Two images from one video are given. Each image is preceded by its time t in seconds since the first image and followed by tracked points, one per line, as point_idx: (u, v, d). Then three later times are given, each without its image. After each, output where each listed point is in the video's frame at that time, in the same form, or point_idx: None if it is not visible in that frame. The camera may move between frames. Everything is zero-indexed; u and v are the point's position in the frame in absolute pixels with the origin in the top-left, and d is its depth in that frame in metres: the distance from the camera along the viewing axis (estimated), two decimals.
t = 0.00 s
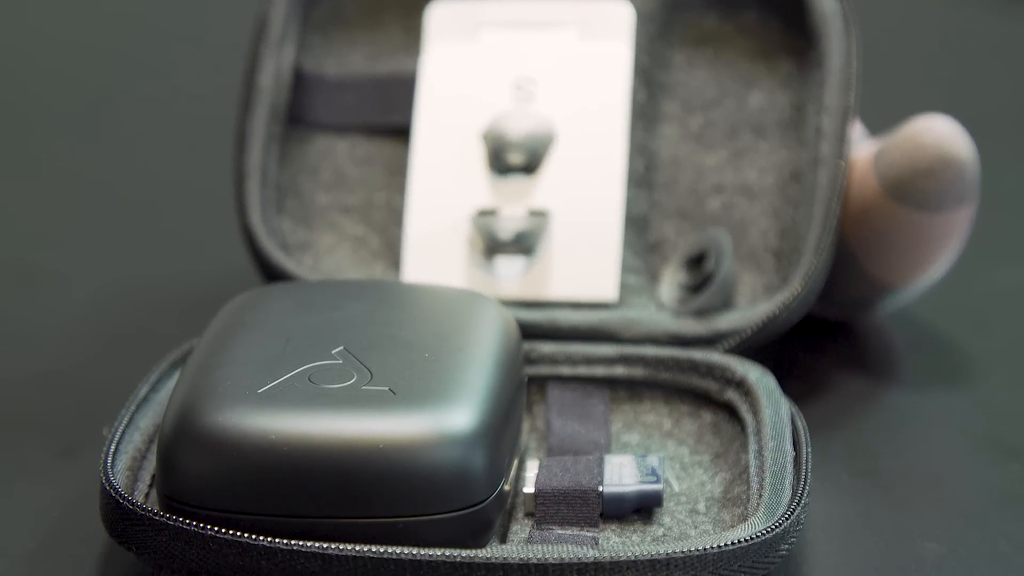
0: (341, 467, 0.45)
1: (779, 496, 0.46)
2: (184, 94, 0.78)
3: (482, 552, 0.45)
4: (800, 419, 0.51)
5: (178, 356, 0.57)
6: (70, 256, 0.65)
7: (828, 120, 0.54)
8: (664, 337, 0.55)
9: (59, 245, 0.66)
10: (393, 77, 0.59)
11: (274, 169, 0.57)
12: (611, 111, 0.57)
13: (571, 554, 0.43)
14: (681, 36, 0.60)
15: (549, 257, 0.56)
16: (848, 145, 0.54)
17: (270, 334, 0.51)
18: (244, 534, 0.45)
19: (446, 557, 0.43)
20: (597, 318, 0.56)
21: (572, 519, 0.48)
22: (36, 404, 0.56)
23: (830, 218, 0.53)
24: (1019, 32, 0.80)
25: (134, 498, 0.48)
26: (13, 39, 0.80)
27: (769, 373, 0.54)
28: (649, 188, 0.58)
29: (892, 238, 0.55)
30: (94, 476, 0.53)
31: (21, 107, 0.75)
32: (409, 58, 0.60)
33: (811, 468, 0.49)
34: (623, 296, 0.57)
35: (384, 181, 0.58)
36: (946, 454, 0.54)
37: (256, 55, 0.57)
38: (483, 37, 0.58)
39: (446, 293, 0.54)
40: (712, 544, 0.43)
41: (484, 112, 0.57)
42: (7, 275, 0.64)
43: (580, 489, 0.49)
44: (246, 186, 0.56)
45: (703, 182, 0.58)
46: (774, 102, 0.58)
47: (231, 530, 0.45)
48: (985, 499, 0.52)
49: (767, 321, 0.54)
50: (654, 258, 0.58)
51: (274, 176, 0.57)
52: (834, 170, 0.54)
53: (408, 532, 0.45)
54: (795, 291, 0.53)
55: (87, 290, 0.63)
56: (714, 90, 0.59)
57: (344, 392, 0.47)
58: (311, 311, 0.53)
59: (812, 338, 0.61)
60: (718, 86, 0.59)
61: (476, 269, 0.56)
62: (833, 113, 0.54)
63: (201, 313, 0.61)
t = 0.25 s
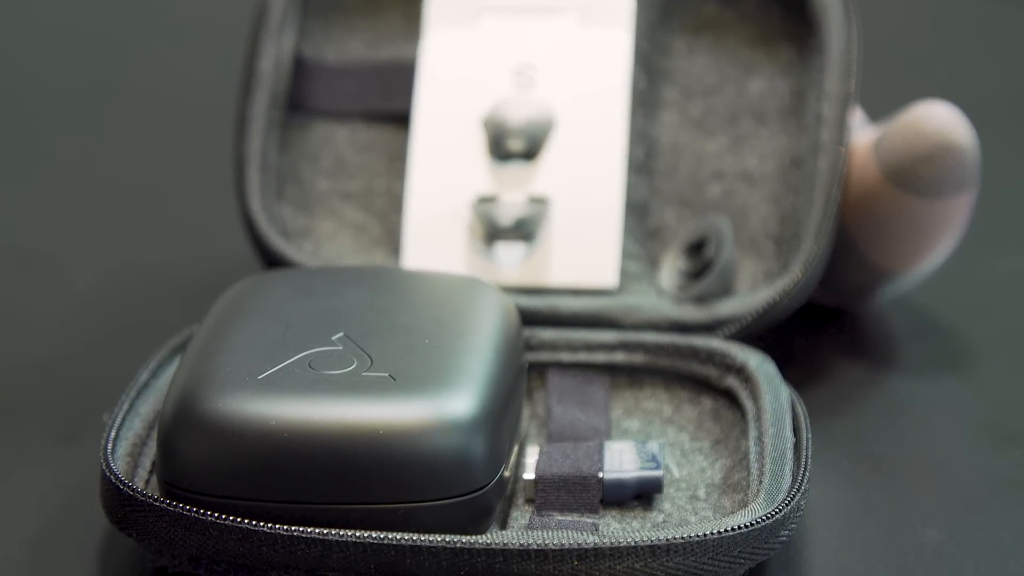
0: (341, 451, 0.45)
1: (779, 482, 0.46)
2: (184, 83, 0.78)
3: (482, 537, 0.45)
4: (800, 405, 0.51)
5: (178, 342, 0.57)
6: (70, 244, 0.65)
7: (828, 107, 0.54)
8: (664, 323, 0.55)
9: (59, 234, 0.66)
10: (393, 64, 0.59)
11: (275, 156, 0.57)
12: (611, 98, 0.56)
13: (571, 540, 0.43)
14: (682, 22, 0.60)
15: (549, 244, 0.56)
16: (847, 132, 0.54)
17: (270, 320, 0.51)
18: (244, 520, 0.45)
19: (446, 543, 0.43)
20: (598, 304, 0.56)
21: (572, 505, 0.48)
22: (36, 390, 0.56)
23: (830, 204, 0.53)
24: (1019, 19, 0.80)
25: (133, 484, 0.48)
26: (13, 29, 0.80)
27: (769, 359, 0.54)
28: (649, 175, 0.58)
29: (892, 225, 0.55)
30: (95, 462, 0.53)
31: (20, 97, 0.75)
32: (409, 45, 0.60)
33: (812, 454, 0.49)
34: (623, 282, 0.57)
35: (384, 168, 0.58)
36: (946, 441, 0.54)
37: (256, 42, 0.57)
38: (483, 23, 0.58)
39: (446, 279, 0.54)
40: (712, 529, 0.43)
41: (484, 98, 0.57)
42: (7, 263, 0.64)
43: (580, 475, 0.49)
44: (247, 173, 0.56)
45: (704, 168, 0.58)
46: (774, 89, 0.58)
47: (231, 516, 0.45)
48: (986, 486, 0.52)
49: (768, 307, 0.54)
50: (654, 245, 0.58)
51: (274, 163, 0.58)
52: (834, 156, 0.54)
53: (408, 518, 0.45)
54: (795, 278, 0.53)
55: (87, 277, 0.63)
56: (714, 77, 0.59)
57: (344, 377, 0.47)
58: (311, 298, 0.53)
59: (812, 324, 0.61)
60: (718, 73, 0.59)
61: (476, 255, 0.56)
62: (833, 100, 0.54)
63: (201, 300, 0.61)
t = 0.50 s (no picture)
0: (342, 436, 0.45)
1: (779, 469, 0.45)
2: (184, 74, 0.78)
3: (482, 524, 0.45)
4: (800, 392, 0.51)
5: (177, 330, 0.57)
6: (70, 234, 0.66)
7: (829, 94, 0.54)
8: (665, 311, 0.55)
9: (59, 223, 0.66)
10: (393, 51, 0.59)
11: (275, 144, 0.57)
12: (612, 85, 0.56)
13: (571, 527, 0.43)
14: (682, 10, 0.60)
15: (549, 231, 0.56)
16: (847, 119, 0.54)
17: (269, 307, 0.51)
18: (243, 508, 0.45)
19: (446, 530, 0.43)
20: (598, 291, 0.56)
21: (572, 492, 0.49)
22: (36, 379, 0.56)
23: (830, 192, 0.53)
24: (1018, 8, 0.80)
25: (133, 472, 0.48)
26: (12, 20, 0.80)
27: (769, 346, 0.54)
28: (650, 164, 0.58)
29: (892, 212, 0.55)
30: (95, 450, 0.53)
31: (20, 88, 0.75)
32: (409, 32, 0.59)
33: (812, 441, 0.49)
34: (623, 269, 0.57)
35: (385, 155, 0.58)
36: (946, 429, 0.54)
37: (256, 29, 0.57)
38: (483, 11, 0.58)
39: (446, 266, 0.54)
40: (712, 516, 0.43)
41: (484, 86, 0.57)
42: (8, 252, 0.64)
43: (580, 463, 0.49)
44: (247, 160, 0.56)
45: (704, 156, 0.58)
46: (774, 77, 0.58)
47: (231, 504, 0.45)
48: (986, 473, 0.52)
49: (768, 295, 0.54)
50: (654, 232, 0.58)
51: (275, 150, 0.58)
52: (834, 143, 0.54)
53: (409, 504, 0.45)
54: (795, 265, 0.53)
55: (87, 266, 0.63)
56: (714, 64, 0.59)
57: (346, 363, 0.47)
58: (310, 286, 0.53)
59: (811, 312, 0.61)
60: (718, 61, 0.59)
61: (476, 243, 0.56)
62: (833, 87, 0.54)
63: (201, 288, 0.62)
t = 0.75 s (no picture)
0: (342, 422, 0.45)
1: (780, 457, 0.45)
2: (183, 65, 0.78)
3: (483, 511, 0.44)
4: (801, 381, 0.51)
5: (177, 319, 0.57)
6: (71, 223, 0.66)
7: (829, 82, 0.55)
8: (665, 299, 0.55)
9: (59, 213, 0.66)
10: (394, 40, 0.59)
11: (275, 133, 0.58)
12: (612, 72, 0.56)
13: (571, 514, 0.43)
14: None
15: (549, 219, 0.56)
16: (848, 107, 0.54)
17: (269, 295, 0.52)
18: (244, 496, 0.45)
19: (447, 518, 0.43)
20: (598, 278, 0.56)
21: (572, 479, 0.49)
22: (36, 367, 0.56)
23: (830, 180, 0.53)
24: None
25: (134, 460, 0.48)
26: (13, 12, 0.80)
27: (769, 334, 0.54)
28: (650, 152, 0.58)
29: (892, 201, 0.55)
30: (96, 437, 0.53)
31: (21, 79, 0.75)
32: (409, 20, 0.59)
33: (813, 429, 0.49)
34: (623, 257, 0.57)
35: (385, 144, 0.59)
36: (946, 416, 0.54)
37: (256, 18, 0.57)
38: None
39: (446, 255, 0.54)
40: (713, 504, 0.43)
41: (484, 74, 0.57)
42: (8, 242, 0.64)
43: (581, 450, 0.49)
44: (247, 149, 0.56)
45: (704, 144, 0.58)
46: (774, 65, 0.58)
47: (232, 492, 0.45)
48: (986, 461, 0.52)
49: (768, 282, 0.54)
50: (654, 220, 0.58)
51: (275, 139, 0.58)
52: (835, 131, 0.54)
53: (409, 491, 0.45)
54: (795, 253, 0.53)
55: (87, 256, 0.64)
56: (715, 52, 0.59)
57: (347, 349, 0.48)
58: (311, 274, 0.53)
59: (811, 301, 0.61)
60: (718, 49, 0.59)
61: (477, 230, 0.56)
62: (833, 75, 0.54)
63: (201, 277, 0.62)
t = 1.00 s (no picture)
0: (342, 408, 0.45)
1: (780, 445, 0.45)
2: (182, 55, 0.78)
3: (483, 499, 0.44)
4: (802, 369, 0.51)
5: (178, 306, 0.57)
6: (71, 211, 0.66)
7: (829, 70, 0.55)
8: (665, 286, 0.55)
9: (59, 201, 0.66)
10: (394, 27, 0.59)
11: (276, 120, 0.57)
12: (612, 60, 0.56)
13: (571, 501, 0.43)
14: None
15: (549, 207, 0.56)
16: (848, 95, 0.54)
17: (270, 282, 0.52)
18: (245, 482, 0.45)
19: (447, 505, 0.43)
20: (598, 266, 0.56)
21: (573, 467, 0.49)
22: (36, 355, 0.56)
23: (830, 167, 0.54)
24: None
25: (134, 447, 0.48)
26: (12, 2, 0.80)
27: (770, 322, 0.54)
28: (650, 140, 0.58)
29: (892, 188, 0.55)
30: (96, 424, 0.53)
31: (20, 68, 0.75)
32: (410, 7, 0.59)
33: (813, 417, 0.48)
34: (624, 245, 0.57)
35: (386, 131, 0.59)
36: (946, 404, 0.54)
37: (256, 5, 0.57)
38: None
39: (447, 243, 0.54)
40: (713, 491, 0.43)
41: (485, 61, 0.57)
42: (8, 229, 0.64)
43: (581, 438, 0.49)
44: (248, 136, 0.56)
45: (704, 132, 0.59)
46: (775, 53, 0.58)
47: (233, 479, 0.45)
48: (986, 447, 0.52)
49: (768, 269, 0.54)
50: (654, 207, 0.58)
51: (276, 126, 0.58)
52: (835, 119, 0.54)
53: (410, 477, 0.45)
54: (796, 240, 0.54)
55: (87, 244, 0.64)
56: (715, 40, 0.59)
57: (346, 336, 0.47)
58: (311, 262, 0.53)
59: (811, 289, 0.62)
60: (719, 37, 0.59)
61: (477, 218, 0.56)
62: (834, 62, 0.54)
63: (201, 265, 0.62)
